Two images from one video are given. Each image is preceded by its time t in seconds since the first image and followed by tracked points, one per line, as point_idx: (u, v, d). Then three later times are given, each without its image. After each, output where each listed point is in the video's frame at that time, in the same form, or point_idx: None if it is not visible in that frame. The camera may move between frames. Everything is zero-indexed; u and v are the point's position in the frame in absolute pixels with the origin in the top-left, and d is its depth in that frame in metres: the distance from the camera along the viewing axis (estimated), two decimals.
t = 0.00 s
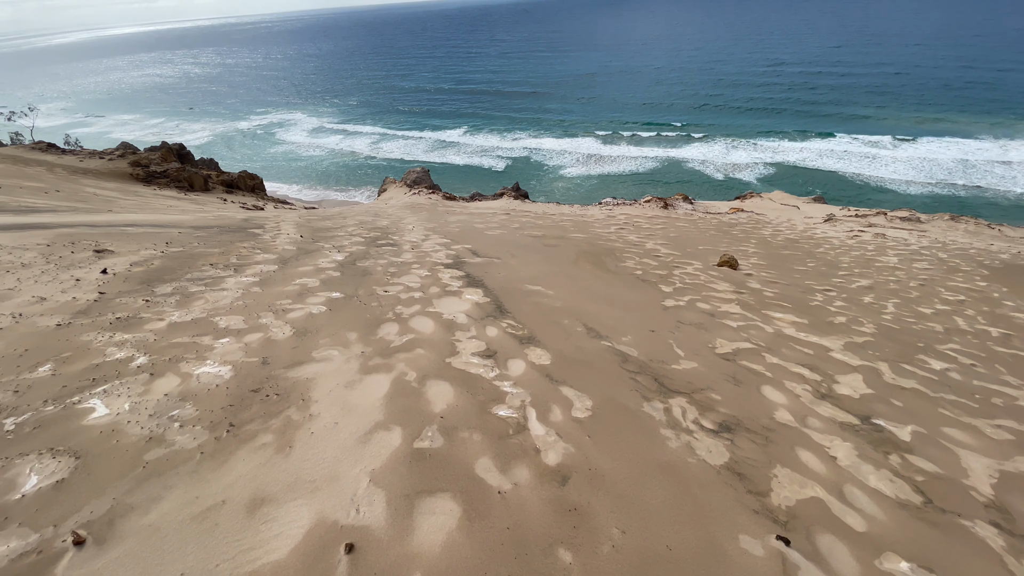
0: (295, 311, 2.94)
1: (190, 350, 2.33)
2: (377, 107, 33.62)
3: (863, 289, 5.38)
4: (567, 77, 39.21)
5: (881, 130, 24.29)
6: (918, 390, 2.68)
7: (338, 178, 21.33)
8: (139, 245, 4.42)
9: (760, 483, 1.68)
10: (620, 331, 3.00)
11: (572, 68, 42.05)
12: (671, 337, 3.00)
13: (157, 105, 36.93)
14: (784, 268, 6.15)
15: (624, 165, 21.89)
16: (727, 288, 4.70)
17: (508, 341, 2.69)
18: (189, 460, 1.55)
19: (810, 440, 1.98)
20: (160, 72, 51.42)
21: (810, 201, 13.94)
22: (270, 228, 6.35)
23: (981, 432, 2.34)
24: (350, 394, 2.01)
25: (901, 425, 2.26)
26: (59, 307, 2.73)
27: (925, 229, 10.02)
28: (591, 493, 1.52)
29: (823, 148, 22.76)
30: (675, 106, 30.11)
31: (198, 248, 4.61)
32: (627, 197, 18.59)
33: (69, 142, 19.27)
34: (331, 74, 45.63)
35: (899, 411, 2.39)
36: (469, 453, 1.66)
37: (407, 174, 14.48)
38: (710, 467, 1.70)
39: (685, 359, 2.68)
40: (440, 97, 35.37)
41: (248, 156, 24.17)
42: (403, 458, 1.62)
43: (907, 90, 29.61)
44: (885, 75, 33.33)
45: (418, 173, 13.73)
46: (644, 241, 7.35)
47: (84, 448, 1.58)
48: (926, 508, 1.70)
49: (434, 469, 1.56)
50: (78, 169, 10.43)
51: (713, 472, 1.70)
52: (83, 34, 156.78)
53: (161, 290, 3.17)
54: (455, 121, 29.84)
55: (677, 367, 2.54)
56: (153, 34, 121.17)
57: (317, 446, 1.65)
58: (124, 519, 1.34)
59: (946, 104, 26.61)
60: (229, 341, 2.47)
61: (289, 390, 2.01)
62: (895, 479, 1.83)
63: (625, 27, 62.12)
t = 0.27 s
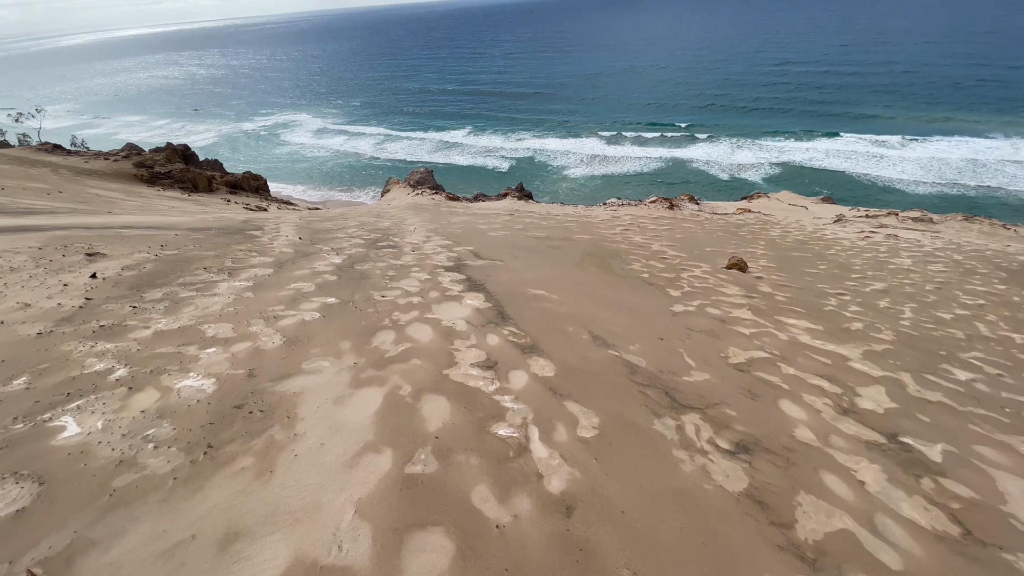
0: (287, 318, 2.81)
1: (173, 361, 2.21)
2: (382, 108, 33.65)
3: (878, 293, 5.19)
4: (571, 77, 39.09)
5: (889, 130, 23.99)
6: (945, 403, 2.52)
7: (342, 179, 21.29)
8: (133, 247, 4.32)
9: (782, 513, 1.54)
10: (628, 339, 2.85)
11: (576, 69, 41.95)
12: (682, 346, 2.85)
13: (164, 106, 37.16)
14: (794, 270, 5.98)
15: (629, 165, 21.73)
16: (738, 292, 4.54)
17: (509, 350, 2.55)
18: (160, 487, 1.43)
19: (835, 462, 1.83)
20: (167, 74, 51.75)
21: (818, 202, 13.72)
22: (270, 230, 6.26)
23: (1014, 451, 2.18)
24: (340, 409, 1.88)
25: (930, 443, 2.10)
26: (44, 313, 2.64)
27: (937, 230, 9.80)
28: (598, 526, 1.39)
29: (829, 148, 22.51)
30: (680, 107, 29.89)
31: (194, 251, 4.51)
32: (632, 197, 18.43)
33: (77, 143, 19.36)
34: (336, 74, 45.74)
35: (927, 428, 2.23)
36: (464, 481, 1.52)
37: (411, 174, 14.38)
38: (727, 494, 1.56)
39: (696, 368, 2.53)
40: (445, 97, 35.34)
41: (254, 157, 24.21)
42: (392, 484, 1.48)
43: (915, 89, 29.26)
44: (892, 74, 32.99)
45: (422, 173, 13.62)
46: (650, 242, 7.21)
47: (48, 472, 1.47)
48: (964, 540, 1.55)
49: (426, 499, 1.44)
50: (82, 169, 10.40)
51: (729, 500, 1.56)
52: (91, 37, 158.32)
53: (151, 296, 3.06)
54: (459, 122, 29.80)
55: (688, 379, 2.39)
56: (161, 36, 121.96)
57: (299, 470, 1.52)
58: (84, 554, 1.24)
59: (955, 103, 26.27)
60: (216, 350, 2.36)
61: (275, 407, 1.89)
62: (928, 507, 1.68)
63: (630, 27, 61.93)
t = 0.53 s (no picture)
0: (274, 327, 2.68)
1: (150, 376, 2.09)
2: (381, 109, 33.54)
3: (887, 295, 5.06)
4: (571, 77, 38.97)
5: (891, 129, 23.86)
6: (967, 416, 2.39)
7: (341, 179, 21.17)
8: (121, 252, 4.19)
9: (802, 547, 1.42)
10: (632, 348, 2.72)
11: (576, 69, 41.82)
12: (688, 355, 2.72)
13: (165, 107, 37.12)
14: (800, 272, 5.86)
15: (629, 164, 21.60)
16: (744, 295, 4.41)
17: (507, 360, 2.43)
18: (121, 523, 1.33)
19: (857, 486, 1.70)
20: (166, 75, 51.64)
21: (821, 201, 13.58)
22: (265, 232, 6.14)
23: None
24: (325, 429, 1.76)
25: (955, 462, 1.97)
26: (19, 323, 2.52)
27: (943, 230, 9.67)
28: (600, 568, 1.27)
29: (830, 146, 22.39)
30: (681, 106, 29.76)
31: (184, 254, 4.38)
32: (633, 197, 18.30)
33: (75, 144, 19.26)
34: (335, 75, 45.62)
35: (951, 444, 2.10)
36: (456, 514, 1.40)
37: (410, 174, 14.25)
38: (741, 526, 1.44)
39: (705, 380, 2.41)
40: (444, 97, 35.22)
41: (253, 158, 24.11)
42: (376, 516, 1.37)
43: (916, 88, 29.11)
44: (894, 73, 32.83)
45: (421, 174, 13.49)
46: (652, 243, 7.08)
47: (3, 506, 1.37)
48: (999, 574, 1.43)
49: (414, 535, 1.32)
50: (79, 171, 10.29)
51: (743, 531, 1.44)
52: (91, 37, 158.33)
53: (134, 303, 2.94)
54: (458, 122, 29.68)
55: (696, 392, 2.26)
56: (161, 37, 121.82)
57: (276, 502, 1.41)
58: None
59: (957, 102, 26.12)
60: (197, 363, 2.25)
61: (254, 427, 1.77)
62: (959, 536, 1.55)
63: (629, 27, 61.77)
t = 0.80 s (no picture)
0: (259, 338, 2.55)
1: (122, 396, 1.97)
2: (377, 110, 33.39)
3: (891, 297, 4.96)
4: (567, 77, 38.91)
5: (887, 128, 23.87)
6: (987, 428, 2.27)
7: (337, 180, 21.01)
8: (104, 257, 4.04)
9: None
10: (636, 357, 2.60)
11: (572, 69, 41.75)
12: (693, 364, 2.61)
13: (159, 108, 36.84)
14: (802, 273, 5.76)
15: (626, 164, 21.52)
16: (747, 298, 4.29)
17: (505, 371, 2.30)
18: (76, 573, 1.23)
19: (880, 511, 1.59)
20: (161, 76, 51.31)
21: (819, 201, 13.51)
22: (255, 235, 5.98)
23: None
24: (305, 455, 1.63)
25: (980, 481, 1.85)
26: None
27: (943, 229, 9.60)
28: None
29: (826, 146, 22.39)
30: (677, 106, 29.73)
31: (169, 260, 4.23)
32: (630, 197, 18.22)
33: (67, 145, 19.02)
34: (331, 76, 45.41)
35: (974, 460, 1.99)
36: (446, 553, 1.29)
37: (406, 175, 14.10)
38: (757, 563, 1.34)
39: (713, 392, 2.28)
40: (440, 98, 35.10)
41: (248, 159, 23.92)
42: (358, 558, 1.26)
43: (912, 87, 29.16)
44: (889, 72, 32.89)
45: (417, 174, 13.35)
46: (651, 244, 6.96)
47: None
48: None
49: None
50: (71, 173, 10.11)
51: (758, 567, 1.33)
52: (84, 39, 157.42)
53: (112, 313, 2.81)
54: (455, 123, 29.56)
55: (704, 406, 2.14)
56: (157, 38, 120.78)
57: (248, 543, 1.30)
58: None
59: (952, 100, 26.16)
60: (175, 379, 2.12)
61: (230, 451, 1.65)
62: (993, 567, 1.44)
63: (625, 27, 61.77)
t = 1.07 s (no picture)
0: (234, 350, 2.37)
1: (75, 417, 1.79)
2: (372, 112, 33.25)
3: (898, 299, 4.83)
4: (562, 79, 38.91)
5: (880, 129, 23.93)
6: (1016, 442, 2.12)
7: (331, 183, 20.81)
8: (79, 262, 3.84)
9: None
10: (639, 367, 2.44)
11: (567, 71, 41.76)
12: (699, 373, 2.45)
13: (152, 112, 36.55)
14: (804, 275, 5.63)
15: (620, 166, 21.43)
16: (751, 301, 4.14)
17: (498, 385, 2.14)
18: None
19: (916, 543, 1.44)
20: (154, 80, 50.97)
21: (816, 201, 13.43)
22: (242, 239, 5.78)
23: None
24: (274, 486, 1.46)
25: (1018, 503, 1.70)
26: None
27: (942, 229, 9.51)
28: None
29: (820, 147, 22.41)
30: (672, 108, 29.75)
31: (148, 264, 4.04)
32: (626, 198, 18.14)
33: (58, 149, 18.76)
34: (325, 79, 45.25)
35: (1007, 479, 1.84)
36: None
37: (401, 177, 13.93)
38: None
39: (722, 406, 2.13)
40: (435, 101, 35.01)
41: (242, 162, 23.68)
42: None
43: (905, 88, 29.28)
44: (882, 74, 33.04)
45: (412, 176, 13.19)
46: (649, 246, 6.82)
47: None
48: None
49: None
50: (60, 176, 9.89)
51: None
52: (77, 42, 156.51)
53: (78, 324, 2.62)
54: (450, 125, 29.46)
55: (714, 422, 1.98)
56: (150, 41, 120.08)
57: None
58: None
59: (945, 101, 26.27)
60: (137, 397, 1.94)
61: (190, 482, 1.48)
62: None
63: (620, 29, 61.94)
